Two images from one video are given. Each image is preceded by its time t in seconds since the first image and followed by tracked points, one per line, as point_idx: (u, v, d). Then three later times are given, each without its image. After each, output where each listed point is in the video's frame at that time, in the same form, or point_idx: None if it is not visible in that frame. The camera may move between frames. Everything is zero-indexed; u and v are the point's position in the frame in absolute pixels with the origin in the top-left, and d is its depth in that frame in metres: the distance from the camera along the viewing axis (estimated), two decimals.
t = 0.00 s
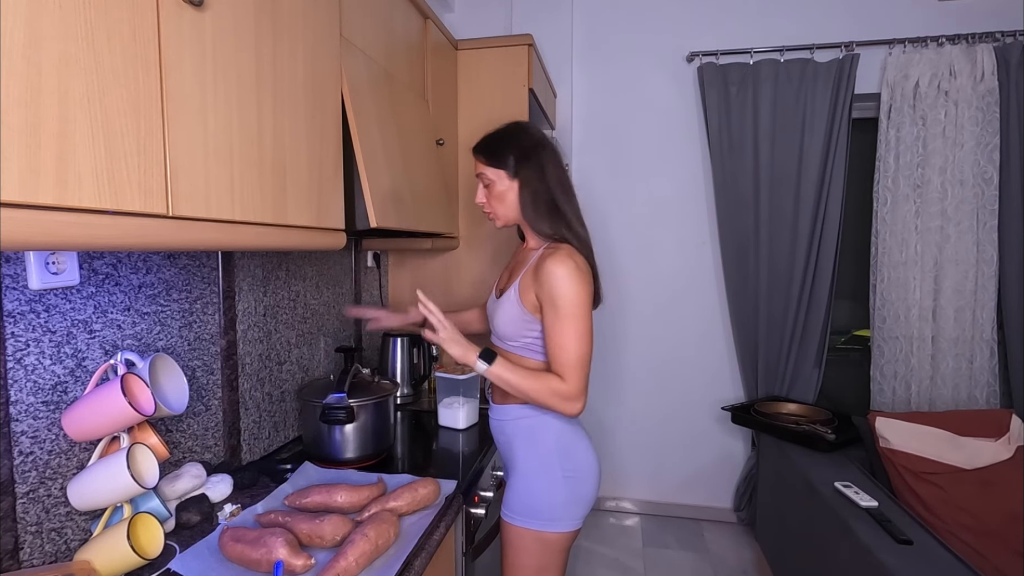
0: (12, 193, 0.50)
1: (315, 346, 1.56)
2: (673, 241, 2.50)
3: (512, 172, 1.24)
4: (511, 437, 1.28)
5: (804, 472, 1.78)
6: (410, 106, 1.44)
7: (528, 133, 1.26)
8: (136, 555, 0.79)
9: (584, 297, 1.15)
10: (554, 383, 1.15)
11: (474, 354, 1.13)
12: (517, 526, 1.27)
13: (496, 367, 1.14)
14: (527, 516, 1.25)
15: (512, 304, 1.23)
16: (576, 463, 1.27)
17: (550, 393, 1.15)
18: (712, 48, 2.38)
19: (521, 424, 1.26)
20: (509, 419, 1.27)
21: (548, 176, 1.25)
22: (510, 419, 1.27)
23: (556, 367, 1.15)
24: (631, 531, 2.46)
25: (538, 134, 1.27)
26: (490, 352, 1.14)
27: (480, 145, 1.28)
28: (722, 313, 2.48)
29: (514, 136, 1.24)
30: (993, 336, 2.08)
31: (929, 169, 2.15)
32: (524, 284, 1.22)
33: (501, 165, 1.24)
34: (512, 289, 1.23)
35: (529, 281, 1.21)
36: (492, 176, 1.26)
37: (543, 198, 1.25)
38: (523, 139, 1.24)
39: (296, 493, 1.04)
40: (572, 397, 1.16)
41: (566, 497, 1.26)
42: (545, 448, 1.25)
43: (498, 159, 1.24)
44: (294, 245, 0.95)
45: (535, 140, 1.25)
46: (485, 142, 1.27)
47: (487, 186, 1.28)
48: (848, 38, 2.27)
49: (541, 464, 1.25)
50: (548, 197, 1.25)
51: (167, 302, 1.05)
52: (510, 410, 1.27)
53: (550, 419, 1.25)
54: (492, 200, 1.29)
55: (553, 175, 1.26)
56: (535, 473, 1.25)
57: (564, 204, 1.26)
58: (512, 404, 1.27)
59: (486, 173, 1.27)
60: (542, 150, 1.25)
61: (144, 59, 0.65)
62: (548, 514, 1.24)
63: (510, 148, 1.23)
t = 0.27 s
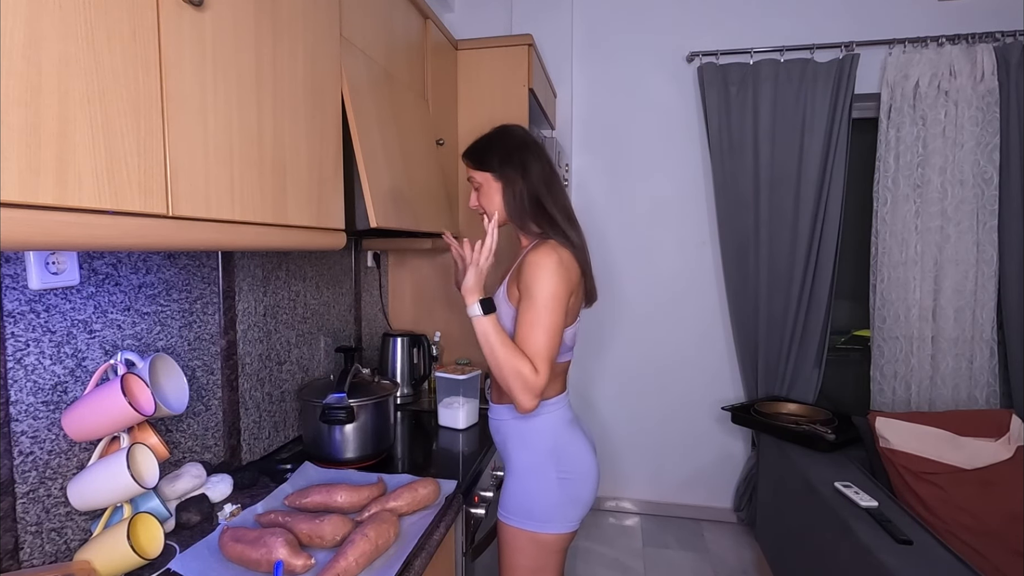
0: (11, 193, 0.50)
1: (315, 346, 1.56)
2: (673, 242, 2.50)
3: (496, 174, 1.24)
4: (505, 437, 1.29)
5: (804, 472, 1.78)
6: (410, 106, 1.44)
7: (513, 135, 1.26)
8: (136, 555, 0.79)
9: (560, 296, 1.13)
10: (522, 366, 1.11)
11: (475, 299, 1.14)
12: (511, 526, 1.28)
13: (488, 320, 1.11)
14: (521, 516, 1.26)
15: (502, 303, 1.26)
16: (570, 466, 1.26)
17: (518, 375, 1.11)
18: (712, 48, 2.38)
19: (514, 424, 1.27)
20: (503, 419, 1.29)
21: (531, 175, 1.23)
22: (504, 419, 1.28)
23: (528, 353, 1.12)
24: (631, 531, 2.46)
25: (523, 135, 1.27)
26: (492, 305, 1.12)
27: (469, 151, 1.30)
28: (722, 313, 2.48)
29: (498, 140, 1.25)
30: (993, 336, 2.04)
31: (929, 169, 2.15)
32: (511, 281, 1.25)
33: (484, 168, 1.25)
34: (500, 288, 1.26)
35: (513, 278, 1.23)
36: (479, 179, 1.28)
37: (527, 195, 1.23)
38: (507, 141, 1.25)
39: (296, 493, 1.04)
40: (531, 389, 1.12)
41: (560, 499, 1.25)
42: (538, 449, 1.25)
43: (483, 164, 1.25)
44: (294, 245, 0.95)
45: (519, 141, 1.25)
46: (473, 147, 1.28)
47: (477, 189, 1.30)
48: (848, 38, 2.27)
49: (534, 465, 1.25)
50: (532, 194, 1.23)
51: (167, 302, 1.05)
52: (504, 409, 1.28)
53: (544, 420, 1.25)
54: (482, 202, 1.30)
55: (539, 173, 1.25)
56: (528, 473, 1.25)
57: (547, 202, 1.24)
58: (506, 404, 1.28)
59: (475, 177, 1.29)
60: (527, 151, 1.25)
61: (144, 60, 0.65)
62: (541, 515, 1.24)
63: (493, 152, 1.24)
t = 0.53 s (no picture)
0: (11, 193, 0.50)
1: (315, 346, 1.56)
2: (673, 242, 2.50)
3: (494, 174, 1.24)
4: (502, 436, 1.29)
5: (804, 472, 1.78)
6: (410, 105, 1.44)
7: (512, 135, 1.26)
8: (136, 556, 0.79)
9: (557, 296, 1.13)
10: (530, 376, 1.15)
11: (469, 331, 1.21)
12: (507, 526, 1.28)
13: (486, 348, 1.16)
14: (516, 516, 1.26)
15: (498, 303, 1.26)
16: (565, 468, 1.26)
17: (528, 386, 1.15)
18: (712, 48, 2.38)
19: (511, 424, 1.27)
20: (500, 418, 1.29)
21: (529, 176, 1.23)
22: (501, 419, 1.29)
23: (532, 363, 1.15)
24: (631, 531, 2.46)
25: (523, 136, 1.27)
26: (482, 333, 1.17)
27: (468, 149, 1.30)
28: (722, 314, 2.48)
29: (498, 141, 1.25)
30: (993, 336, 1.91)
31: (929, 169, 2.15)
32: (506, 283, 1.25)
33: (483, 167, 1.25)
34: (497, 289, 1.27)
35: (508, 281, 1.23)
36: (478, 178, 1.28)
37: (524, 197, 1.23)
38: (506, 141, 1.25)
39: (296, 493, 1.04)
40: (547, 396, 1.15)
41: (555, 499, 1.25)
42: (533, 450, 1.25)
43: (482, 163, 1.25)
44: (294, 244, 0.95)
45: (518, 141, 1.25)
46: (473, 147, 1.28)
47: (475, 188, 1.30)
48: (848, 38, 2.27)
49: (529, 466, 1.25)
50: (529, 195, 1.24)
51: (167, 302, 1.05)
52: (501, 409, 1.29)
53: (539, 421, 1.25)
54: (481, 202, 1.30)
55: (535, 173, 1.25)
56: (524, 473, 1.25)
57: (545, 203, 1.24)
58: (504, 404, 1.29)
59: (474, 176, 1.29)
60: (526, 152, 1.24)
61: (144, 59, 0.65)
62: (535, 516, 1.25)
63: (492, 152, 1.24)
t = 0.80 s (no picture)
0: (12, 192, 0.50)
1: (315, 346, 1.56)
2: (673, 242, 2.50)
3: (500, 173, 1.25)
4: (504, 436, 1.29)
5: (804, 472, 1.78)
6: (410, 105, 1.44)
7: (519, 135, 1.26)
8: (136, 556, 0.79)
9: (565, 296, 1.13)
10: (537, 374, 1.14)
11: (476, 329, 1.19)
12: (508, 526, 1.28)
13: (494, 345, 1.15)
14: (518, 516, 1.26)
15: (502, 303, 1.26)
16: (568, 467, 1.26)
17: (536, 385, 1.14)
18: (712, 48, 2.38)
19: (513, 424, 1.27)
20: (501, 418, 1.29)
21: (534, 177, 1.23)
22: (503, 419, 1.29)
23: (542, 361, 1.14)
24: (631, 531, 2.46)
25: (530, 136, 1.28)
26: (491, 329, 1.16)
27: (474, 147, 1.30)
28: (722, 314, 2.48)
29: (505, 141, 1.25)
30: (993, 336, 2.06)
31: (929, 170, 2.15)
32: (511, 284, 1.25)
33: (488, 166, 1.26)
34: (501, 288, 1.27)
35: (514, 281, 1.23)
36: (482, 176, 1.27)
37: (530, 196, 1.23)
38: (513, 141, 1.25)
39: (296, 493, 1.04)
40: (557, 395, 1.15)
41: (557, 499, 1.25)
42: (536, 450, 1.25)
43: (488, 162, 1.25)
44: (294, 244, 0.95)
45: (524, 142, 1.25)
46: (478, 145, 1.28)
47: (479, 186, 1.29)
48: (848, 38, 2.27)
49: (531, 465, 1.25)
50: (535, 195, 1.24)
51: (167, 302, 1.05)
52: (504, 408, 1.28)
53: (541, 421, 1.25)
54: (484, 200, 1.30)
55: (547, 174, 1.25)
56: (525, 473, 1.25)
57: (550, 204, 1.24)
58: (507, 404, 1.28)
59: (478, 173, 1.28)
60: (531, 152, 1.24)
61: (144, 59, 0.65)
62: (536, 516, 1.24)
63: (497, 151, 1.24)
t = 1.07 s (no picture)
0: (12, 193, 0.50)
1: (315, 346, 1.56)
2: (673, 242, 2.50)
3: (523, 165, 1.24)
4: (510, 437, 1.28)
5: (804, 472, 1.78)
6: (410, 105, 1.44)
7: (542, 133, 1.28)
8: (136, 556, 0.79)
9: (574, 302, 1.14)
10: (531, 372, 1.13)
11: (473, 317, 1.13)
12: (516, 526, 1.27)
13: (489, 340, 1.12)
14: (527, 516, 1.25)
15: (512, 302, 1.25)
16: (576, 464, 1.28)
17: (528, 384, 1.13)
18: (712, 48, 2.38)
19: (521, 425, 1.26)
20: (508, 419, 1.28)
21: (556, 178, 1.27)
22: (510, 419, 1.28)
23: (540, 360, 1.14)
24: (631, 531, 2.46)
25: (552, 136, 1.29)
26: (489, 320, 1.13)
27: (493, 135, 1.28)
28: (722, 315, 2.48)
29: (529, 135, 1.26)
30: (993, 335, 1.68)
31: (929, 169, 2.14)
32: (521, 283, 1.23)
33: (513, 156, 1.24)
34: (512, 288, 1.25)
35: (525, 279, 1.22)
36: (502, 165, 1.25)
37: (549, 196, 1.26)
38: (539, 137, 1.26)
39: (296, 493, 1.04)
40: (548, 395, 1.14)
41: (565, 498, 1.25)
42: (545, 449, 1.25)
43: (512, 151, 1.24)
44: (294, 244, 0.95)
45: (548, 141, 1.27)
46: (501, 132, 1.26)
47: (494, 174, 1.27)
48: (848, 38, 2.27)
49: (540, 465, 1.25)
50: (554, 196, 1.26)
51: (167, 302, 1.05)
52: (510, 409, 1.27)
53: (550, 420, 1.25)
54: (497, 189, 1.28)
55: (564, 179, 1.29)
56: (534, 473, 1.25)
57: (566, 208, 1.27)
58: (512, 405, 1.27)
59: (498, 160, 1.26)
60: (554, 154, 1.28)
61: (144, 59, 0.65)
62: (547, 515, 1.24)
63: (524, 143, 1.24)
